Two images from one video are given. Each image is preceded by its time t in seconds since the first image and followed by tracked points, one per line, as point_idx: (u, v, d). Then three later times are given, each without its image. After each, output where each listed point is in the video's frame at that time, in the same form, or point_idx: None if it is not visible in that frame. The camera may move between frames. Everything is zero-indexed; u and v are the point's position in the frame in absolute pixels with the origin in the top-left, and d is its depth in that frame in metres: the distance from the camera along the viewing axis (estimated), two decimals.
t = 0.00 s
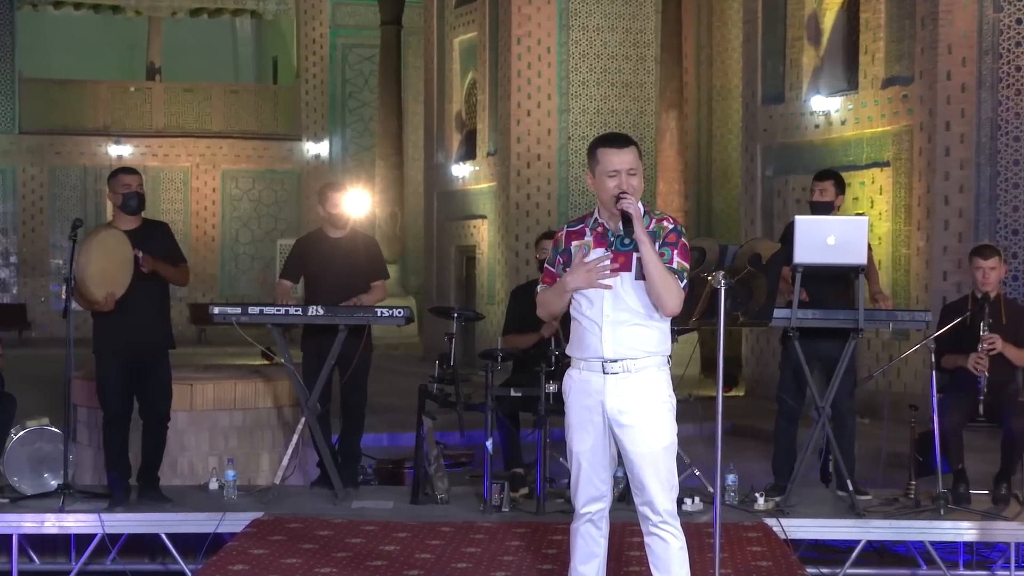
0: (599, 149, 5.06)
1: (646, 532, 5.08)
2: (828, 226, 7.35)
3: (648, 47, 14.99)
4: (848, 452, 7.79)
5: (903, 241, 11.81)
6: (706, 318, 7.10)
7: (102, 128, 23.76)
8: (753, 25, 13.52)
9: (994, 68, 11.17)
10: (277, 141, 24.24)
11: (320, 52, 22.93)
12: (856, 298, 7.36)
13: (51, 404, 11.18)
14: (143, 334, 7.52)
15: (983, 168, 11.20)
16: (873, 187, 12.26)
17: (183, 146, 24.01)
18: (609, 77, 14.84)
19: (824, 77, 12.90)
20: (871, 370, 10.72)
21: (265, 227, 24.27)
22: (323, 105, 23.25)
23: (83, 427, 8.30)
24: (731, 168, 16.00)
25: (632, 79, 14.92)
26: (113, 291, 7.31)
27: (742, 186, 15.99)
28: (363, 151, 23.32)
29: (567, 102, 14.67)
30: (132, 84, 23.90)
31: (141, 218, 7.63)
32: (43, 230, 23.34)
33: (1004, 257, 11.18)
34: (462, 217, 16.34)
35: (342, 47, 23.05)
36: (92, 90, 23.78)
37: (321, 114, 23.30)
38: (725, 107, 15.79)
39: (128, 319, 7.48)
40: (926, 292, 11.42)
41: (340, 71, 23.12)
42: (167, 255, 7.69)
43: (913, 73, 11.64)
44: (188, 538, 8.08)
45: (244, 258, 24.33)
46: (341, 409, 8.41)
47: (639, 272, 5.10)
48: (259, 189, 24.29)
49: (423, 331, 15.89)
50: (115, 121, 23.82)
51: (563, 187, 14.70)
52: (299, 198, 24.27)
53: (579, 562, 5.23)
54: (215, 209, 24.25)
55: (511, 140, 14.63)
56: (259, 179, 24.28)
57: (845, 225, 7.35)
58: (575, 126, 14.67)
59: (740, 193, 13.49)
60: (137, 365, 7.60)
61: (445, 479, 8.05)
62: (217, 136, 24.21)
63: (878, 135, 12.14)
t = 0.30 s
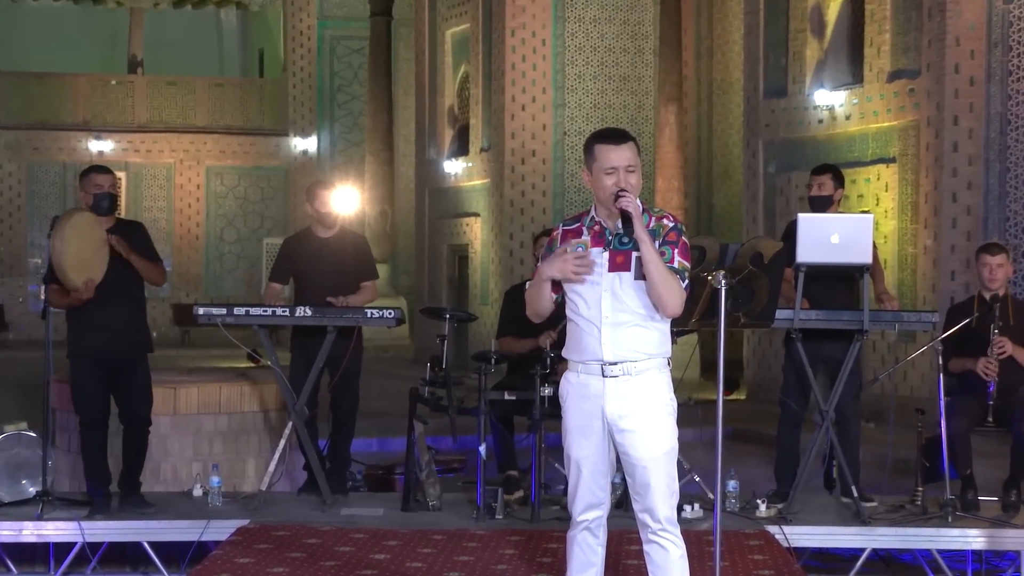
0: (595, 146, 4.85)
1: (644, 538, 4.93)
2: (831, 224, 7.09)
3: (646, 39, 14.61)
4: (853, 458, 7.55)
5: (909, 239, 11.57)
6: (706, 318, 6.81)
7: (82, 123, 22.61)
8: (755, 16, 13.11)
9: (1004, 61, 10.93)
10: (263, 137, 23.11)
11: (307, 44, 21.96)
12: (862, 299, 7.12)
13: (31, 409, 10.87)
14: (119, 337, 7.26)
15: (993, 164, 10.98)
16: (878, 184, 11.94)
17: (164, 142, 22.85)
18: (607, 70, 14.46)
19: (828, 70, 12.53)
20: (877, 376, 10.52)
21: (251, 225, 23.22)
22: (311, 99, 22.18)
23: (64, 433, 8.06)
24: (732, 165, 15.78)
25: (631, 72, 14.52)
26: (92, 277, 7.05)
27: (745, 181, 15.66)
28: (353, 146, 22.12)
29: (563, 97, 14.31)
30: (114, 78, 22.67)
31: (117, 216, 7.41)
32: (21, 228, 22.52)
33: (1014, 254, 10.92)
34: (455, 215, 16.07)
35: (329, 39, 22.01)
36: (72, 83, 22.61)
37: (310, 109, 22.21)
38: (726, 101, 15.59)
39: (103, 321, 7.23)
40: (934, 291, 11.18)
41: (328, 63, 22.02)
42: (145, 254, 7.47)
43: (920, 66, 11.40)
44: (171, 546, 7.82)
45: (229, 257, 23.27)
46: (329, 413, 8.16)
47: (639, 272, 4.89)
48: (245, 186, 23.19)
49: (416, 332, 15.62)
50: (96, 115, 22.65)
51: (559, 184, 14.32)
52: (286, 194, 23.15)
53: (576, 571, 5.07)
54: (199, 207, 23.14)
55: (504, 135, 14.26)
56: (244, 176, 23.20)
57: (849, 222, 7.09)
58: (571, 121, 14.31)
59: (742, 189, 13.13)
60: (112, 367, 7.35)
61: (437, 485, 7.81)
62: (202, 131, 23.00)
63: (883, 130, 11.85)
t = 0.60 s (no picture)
0: (598, 140, 4.69)
1: (642, 548, 4.69)
2: (834, 222, 6.87)
3: (643, 32, 14.35)
4: (856, 464, 7.32)
5: (915, 237, 11.13)
6: (704, 320, 6.59)
7: (60, 118, 22.06)
8: (756, 8, 12.87)
9: (1012, 53, 10.52)
10: (247, 132, 22.59)
11: (293, 36, 21.71)
12: (866, 299, 6.87)
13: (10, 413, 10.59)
14: (96, 339, 7.01)
15: (1000, 160, 10.56)
16: (883, 181, 11.51)
17: (146, 137, 22.33)
18: (602, 62, 14.21)
19: (830, 62, 12.14)
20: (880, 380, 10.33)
21: (235, 223, 22.67)
22: (297, 92, 22.03)
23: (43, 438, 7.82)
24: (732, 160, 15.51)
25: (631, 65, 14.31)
26: (70, 294, 6.82)
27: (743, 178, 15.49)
28: (337, 141, 22.01)
29: (557, 91, 14.05)
30: (93, 70, 22.20)
31: (90, 214, 7.14)
32: None
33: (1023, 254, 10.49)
34: (446, 213, 15.81)
35: (317, 31, 21.87)
36: (50, 77, 22.06)
37: (295, 102, 22.06)
38: (725, 95, 15.37)
39: (81, 323, 6.98)
40: (940, 292, 10.79)
41: (315, 56, 21.95)
42: (123, 253, 7.20)
43: (925, 59, 10.94)
44: (153, 555, 7.57)
45: (213, 256, 22.72)
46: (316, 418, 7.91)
47: (641, 274, 4.74)
48: (229, 182, 22.65)
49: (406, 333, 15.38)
50: (74, 109, 22.13)
51: (553, 180, 14.03)
52: (272, 193, 22.65)
53: None
54: (181, 204, 22.60)
55: (496, 130, 13.96)
56: (229, 172, 22.64)
57: (852, 221, 6.86)
58: (565, 115, 14.07)
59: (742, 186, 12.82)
60: (91, 370, 7.10)
61: (428, 492, 7.56)
62: (184, 126, 22.48)
63: (888, 125, 11.42)
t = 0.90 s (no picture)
0: (599, 133, 4.51)
1: (635, 556, 4.52)
2: (834, 220, 6.64)
3: (638, 24, 13.98)
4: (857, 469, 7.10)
5: (917, 236, 10.88)
6: (700, 321, 6.31)
7: (36, 112, 20.84)
8: None
9: (1017, 46, 10.32)
10: (228, 128, 21.53)
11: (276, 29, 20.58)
12: (869, 300, 6.64)
13: None
14: (77, 340, 6.77)
15: (1006, 156, 10.33)
16: (884, 178, 11.20)
17: (123, 131, 21.28)
18: (595, 56, 13.88)
19: (831, 56, 11.74)
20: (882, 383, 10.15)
21: (216, 221, 21.57)
22: (281, 86, 20.91)
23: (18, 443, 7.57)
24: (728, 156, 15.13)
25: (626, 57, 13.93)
26: (43, 285, 6.53)
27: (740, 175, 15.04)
28: (322, 137, 20.89)
29: (548, 85, 13.72)
30: (69, 64, 20.94)
31: (73, 208, 6.89)
32: None
33: None
34: (434, 211, 15.52)
35: (300, 23, 20.84)
36: (25, 70, 20.83)
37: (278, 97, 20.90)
38: (722, 91, 14.99)
39: (62, 323, 6.74)
40: (943, 292, 10.54)
41: (299, 49, 20.91)
42: (107, 250, 6.98)
43: (928, 52, 10.67)
44: (131, 563, 7.34)
45: (192, 256, 21.66)
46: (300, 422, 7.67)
47: (635, 276, 4.53)
48: (209, 179, 21.58)
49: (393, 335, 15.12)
50: (50, 103, 20.91)
51: (545, 177, 13.75)
52: (254, 189, 21.55)
53: None
54: (161, 201, 21.53)
55: (487, 126, 13.69)
56: (209, 169, 21.57)
57: (853, 220, 6.64)
58: (558, 110, 13.74)
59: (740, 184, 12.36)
60: (69, 373, 6.85)
61: (415, 498, 7.33)
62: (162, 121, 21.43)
63: (890, 120, 11.11)
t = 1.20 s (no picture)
0: (592, 130, 4.29)
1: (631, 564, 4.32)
2: (838, 218, 6.41)
3: (634, 16, 13.47)
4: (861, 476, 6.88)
5: (922, 235, 10.57)
6: (699, 323, 6.05)
7: (12, 107, 19.81)
8: None
9: None
10: (212, 123, 20.46)
11: (263, 20, 20.04)
12: (874, 300, 6.43)
13: None
14: (64, 340, 6.53)
15: (1015, 152, 10.04)
16: (889, 174, 10.92)
17: (104, 127, 20.18)
18: (590, 49, 13.38)
19: (834, 49, 11.46)
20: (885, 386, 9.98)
21: (200, 219, 20.51)
22: (267, 80, 20.20)
23: None
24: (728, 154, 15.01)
25: (623, 51, 13.44)
26: (31, 279, 6.28)
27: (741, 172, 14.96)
28: (309, 133, 20.44)
29: (543, 80, 13.24)
30: (47, 57, 20.02)
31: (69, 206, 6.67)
32: None
33: None
34: (425, 210, 15.21)
35: (286, 15, 20.25)
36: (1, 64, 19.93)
37: (264, 91, 20.19)
38: (721, 84, 14.89)
39: (49, 323, 6.52)
40: (949, 293, 10.25)
41: (285, 42, 20.30)
42: (97, 252, 6.71)
43: (935, 45, 10.37)
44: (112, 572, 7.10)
45: (175, 255, 20.56)
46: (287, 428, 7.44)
47: (631, 273, 4.32)
48: (193, 176, 20.47)
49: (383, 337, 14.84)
50: (27, 98, 19.88)
51: (540, 174, 13.26)
52: (239, 186, 20.50)
53: None
54: (143, 199, 20.42)
55: (479, 121, 13.23)
56: (193, 166, 20.50)
57: (859, 217, 6.40)
58: (552, 106, 13.26)
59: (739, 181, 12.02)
60: (52, 376, 6.61)
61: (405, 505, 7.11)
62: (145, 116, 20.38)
63: (895, 115, 10.82)
